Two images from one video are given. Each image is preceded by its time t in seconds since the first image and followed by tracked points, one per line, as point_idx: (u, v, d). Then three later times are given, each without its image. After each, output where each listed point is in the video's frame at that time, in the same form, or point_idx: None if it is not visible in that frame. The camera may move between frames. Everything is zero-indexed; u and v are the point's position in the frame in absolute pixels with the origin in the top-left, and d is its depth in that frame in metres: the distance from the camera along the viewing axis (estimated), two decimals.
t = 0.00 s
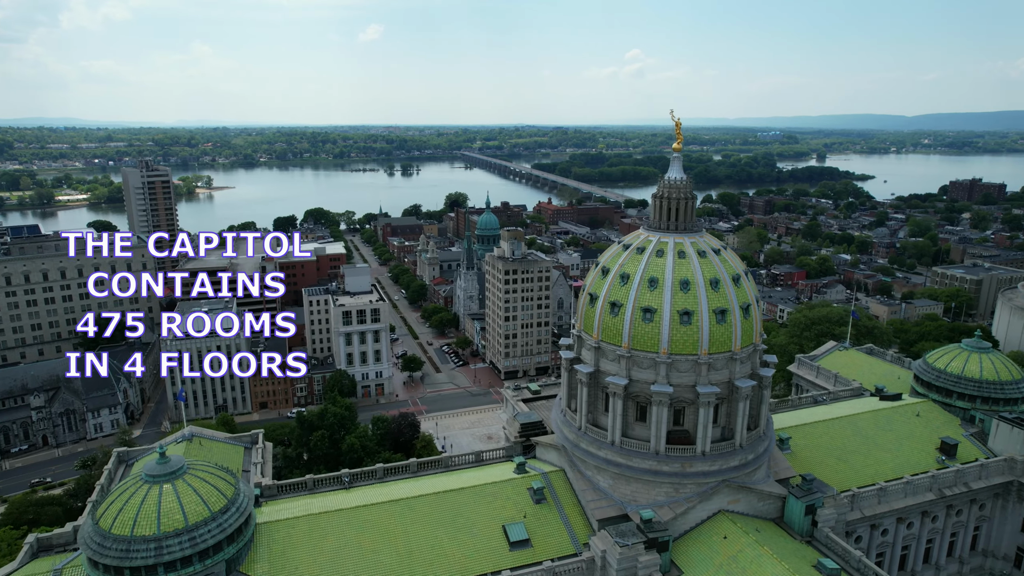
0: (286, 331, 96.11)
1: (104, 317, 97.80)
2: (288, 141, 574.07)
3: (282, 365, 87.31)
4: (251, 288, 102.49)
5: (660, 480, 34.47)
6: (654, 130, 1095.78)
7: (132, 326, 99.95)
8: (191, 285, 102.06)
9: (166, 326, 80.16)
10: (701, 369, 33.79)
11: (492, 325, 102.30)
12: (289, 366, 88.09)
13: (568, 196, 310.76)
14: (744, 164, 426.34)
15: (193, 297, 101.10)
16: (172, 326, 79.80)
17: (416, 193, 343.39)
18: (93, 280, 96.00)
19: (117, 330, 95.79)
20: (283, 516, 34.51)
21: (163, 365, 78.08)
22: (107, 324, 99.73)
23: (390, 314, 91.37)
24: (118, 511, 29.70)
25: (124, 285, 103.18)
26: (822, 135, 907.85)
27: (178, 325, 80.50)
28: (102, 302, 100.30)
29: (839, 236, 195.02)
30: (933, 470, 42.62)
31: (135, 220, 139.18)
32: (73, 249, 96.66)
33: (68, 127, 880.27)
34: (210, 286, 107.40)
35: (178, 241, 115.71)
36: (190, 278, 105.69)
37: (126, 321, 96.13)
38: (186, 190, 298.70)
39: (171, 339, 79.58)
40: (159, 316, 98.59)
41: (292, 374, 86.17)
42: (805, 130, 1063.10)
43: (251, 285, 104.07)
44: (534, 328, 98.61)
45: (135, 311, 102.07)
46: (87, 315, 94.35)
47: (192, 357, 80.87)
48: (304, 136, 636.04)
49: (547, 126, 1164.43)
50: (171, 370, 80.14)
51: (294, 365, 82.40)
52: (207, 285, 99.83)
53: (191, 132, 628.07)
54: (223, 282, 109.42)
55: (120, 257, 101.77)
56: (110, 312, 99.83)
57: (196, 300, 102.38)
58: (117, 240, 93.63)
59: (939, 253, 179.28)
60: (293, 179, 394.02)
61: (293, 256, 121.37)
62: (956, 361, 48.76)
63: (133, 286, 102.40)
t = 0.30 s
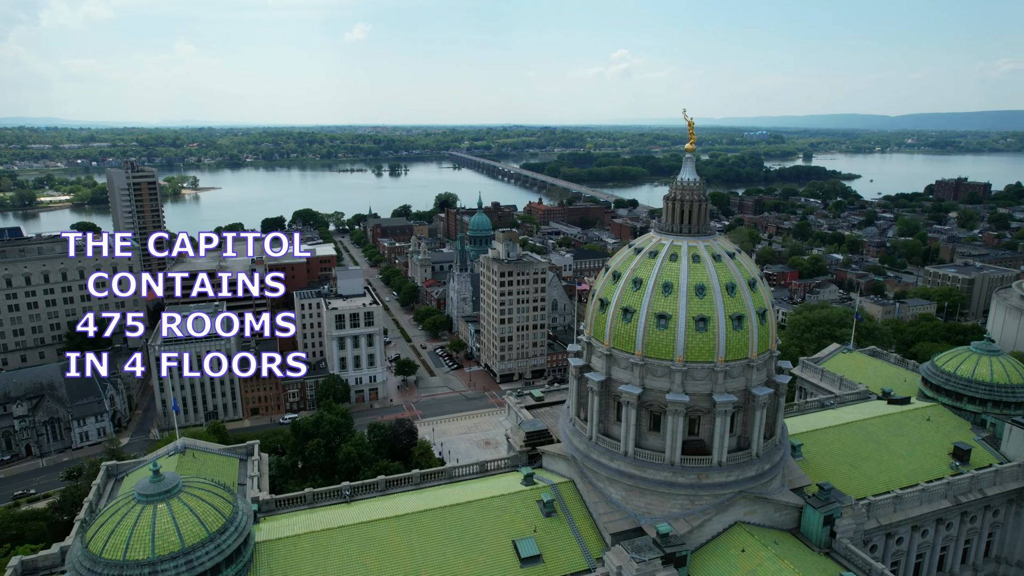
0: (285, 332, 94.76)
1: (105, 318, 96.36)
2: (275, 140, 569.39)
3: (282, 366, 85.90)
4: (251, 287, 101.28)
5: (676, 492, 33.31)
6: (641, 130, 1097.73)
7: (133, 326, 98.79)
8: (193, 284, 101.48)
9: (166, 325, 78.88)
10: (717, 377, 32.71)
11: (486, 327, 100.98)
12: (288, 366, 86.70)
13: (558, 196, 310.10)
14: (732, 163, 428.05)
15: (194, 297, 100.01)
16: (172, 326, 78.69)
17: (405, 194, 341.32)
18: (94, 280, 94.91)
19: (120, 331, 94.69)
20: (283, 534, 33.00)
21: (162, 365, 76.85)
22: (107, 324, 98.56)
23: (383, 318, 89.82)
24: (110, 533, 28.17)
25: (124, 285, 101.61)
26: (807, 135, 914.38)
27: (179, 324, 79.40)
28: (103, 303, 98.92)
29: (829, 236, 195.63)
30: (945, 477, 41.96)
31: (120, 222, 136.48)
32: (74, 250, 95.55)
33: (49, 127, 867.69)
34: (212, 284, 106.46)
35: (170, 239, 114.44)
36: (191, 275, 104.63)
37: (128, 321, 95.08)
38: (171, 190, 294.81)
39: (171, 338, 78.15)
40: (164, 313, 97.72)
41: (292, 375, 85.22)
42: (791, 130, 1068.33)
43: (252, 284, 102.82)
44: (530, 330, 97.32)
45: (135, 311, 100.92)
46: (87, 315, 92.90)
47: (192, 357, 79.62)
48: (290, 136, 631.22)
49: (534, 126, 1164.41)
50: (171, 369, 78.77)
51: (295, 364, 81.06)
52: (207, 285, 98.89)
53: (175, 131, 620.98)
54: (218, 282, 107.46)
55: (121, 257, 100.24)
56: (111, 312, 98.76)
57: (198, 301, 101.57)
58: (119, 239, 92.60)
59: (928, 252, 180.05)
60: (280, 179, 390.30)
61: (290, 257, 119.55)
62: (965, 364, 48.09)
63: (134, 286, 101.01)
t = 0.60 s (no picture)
0: (283, 332, 93.32)
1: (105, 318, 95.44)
2: (260, 141, 563.51)
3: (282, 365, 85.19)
4: (250, 287, 100.17)
5: (692, 505, 32.20)
6: (628, 130, 1100.03)
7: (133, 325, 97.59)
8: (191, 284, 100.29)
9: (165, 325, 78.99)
10: (735, 386, 31.67)
11: (481, 330, 99.62)
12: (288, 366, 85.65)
13: (547, 196, 309.37)
14: (720, 163, 429.44)
15: (193, 297, 98.99)
16: (172, 327, 78.69)
17: (393, 194, 339.12)
18: (95, 280, 94.40)
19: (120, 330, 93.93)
20: (284, 554, 31.52)
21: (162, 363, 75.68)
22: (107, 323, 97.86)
23: (377, 321, 88.23)
24: (101, 558, 26.56)
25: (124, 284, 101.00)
26: (793, 135, 920.86)
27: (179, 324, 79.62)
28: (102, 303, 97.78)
29: (820, 235, 196.22)
30: (959, 483, 41.10)
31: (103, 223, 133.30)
32: (74, 250, 94.83)
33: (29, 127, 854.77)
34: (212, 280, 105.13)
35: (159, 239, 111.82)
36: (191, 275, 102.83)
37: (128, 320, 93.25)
38: (156, 191, 290.89)
39: (171, 338, 78.16)
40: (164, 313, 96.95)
41: (293, 374, 84.68)
42: (777, 130, 1077.22)
43: (252, 285, 101.58)
44: (525, 332, 95.98)
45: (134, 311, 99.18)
46: (87, 315, 92.06)
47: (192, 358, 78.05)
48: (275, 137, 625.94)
49: (521, 126, 1164.22)
50: (171, 369, 77.43)
51: (295, 364, 79.56)
52: (207, 286, 97.31)
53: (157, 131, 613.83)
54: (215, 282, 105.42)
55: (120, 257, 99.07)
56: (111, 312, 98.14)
57: (199, 301, 100.20)
58: (118, 239, 91.72)
59: (918, 251, 180.87)
60: (265, 180, 386.65)
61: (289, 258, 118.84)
62: (974, 367, 47.39)
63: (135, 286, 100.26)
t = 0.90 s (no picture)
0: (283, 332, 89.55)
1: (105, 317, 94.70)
2: (245, 141, 557.69)
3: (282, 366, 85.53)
4: (250, 287, 99.35)
5: (709, 518, 31.14)
6: (614, 129, 1101.71)
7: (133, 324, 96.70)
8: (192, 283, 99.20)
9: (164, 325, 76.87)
10: (753, 395, 30.67)
11: (474, 333, 98.22)
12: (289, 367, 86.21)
13: (536, 197, 308.38)
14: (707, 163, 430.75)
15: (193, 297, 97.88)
16: (173, 326, 77.16)
17: (380, 194, 336.61)
18: (96, 280, 93.72)
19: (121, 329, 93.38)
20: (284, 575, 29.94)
21: (161, 364, 73.93)
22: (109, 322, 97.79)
23: (370, 324, 86.61)
24: None
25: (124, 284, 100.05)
26: (779, 134, 926.84)
27: (179, 325, 77.69)
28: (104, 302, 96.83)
29: (809, 235, 196.76)
30: (971, 489, 40.40)
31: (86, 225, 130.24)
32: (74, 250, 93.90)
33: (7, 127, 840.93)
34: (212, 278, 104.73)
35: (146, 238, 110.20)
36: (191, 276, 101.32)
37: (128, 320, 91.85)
38: (140, 193, 286.46)
39: (171, 338, 75.68)
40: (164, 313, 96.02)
41: (293, 374, 85.17)
42: (762, 129, 1084.52)
43: (251, 285, 99.87)
44: (520, 335, 94.71)
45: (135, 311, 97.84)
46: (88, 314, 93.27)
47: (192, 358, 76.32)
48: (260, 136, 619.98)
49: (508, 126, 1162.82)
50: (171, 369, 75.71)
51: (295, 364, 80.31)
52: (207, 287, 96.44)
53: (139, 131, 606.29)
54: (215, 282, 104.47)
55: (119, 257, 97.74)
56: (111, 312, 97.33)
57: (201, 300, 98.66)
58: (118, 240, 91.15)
59: (907, 250, 181.68)
60: (251, 180, 382.53)
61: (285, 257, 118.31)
62: (983, 370, 46.76)
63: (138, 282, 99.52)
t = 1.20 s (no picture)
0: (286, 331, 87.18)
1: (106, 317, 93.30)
2: (228, 141, 551.09)
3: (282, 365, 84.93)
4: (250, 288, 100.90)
5: (727, 532, 30.06)
6: (600, 129, 1103.20)
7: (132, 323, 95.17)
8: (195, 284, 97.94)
9: (164, 326, 76.22)
10: (772, 404, 29.66)
11: (468, 336, 96.90)
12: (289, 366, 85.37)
13: (524, 197, 307.12)
14: (693, 162, 431.92)
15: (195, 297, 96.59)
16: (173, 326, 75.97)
17: (367, 194, 333.79)
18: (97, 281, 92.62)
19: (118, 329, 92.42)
20: None
21: (162, 364, 72.87)
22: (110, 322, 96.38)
23: (361, 327, 85.08)
24: None
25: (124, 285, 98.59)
26: (763, 134, 932.38)
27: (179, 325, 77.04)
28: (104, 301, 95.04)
29: (798, 234, 197.30)
30: (984, 495, 39.67)
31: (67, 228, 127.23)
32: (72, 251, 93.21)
33: None
34: (209, 277, 104.51)
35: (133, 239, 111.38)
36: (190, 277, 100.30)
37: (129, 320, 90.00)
38: (122, 194, 281.71)
39: (171, 338, 74.95)
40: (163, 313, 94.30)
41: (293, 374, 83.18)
42: (747, 129, 1090.45)
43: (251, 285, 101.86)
44: (515, 338, 93.51)
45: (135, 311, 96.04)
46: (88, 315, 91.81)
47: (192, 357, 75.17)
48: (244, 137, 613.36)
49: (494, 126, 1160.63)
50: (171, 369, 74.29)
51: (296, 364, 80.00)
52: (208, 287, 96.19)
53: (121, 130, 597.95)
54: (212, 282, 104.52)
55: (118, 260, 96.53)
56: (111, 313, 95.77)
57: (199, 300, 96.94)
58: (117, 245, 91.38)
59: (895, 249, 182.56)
60: (235, 181, 378.03)
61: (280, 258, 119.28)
62: (992, 373, 46.17)
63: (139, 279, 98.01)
